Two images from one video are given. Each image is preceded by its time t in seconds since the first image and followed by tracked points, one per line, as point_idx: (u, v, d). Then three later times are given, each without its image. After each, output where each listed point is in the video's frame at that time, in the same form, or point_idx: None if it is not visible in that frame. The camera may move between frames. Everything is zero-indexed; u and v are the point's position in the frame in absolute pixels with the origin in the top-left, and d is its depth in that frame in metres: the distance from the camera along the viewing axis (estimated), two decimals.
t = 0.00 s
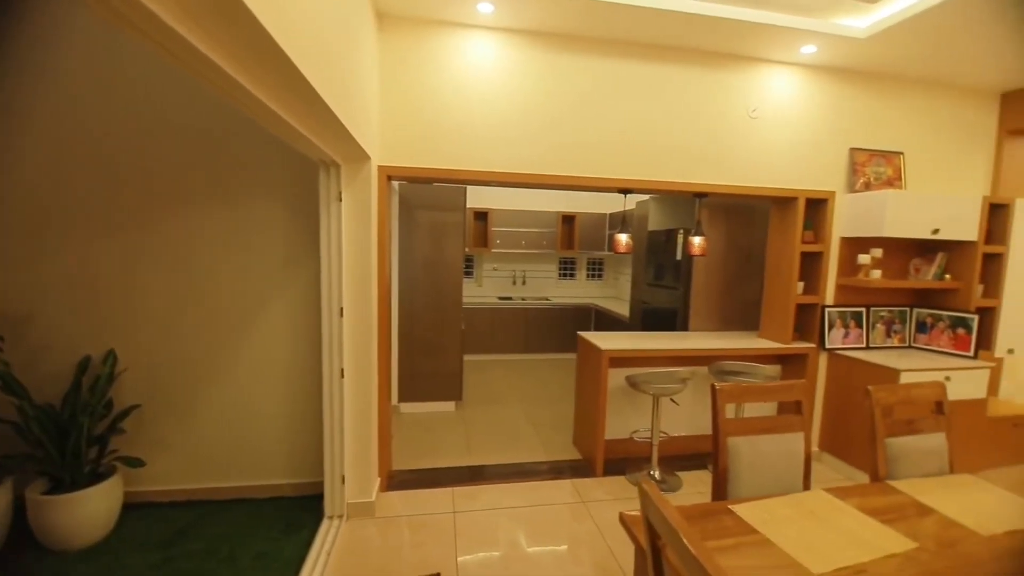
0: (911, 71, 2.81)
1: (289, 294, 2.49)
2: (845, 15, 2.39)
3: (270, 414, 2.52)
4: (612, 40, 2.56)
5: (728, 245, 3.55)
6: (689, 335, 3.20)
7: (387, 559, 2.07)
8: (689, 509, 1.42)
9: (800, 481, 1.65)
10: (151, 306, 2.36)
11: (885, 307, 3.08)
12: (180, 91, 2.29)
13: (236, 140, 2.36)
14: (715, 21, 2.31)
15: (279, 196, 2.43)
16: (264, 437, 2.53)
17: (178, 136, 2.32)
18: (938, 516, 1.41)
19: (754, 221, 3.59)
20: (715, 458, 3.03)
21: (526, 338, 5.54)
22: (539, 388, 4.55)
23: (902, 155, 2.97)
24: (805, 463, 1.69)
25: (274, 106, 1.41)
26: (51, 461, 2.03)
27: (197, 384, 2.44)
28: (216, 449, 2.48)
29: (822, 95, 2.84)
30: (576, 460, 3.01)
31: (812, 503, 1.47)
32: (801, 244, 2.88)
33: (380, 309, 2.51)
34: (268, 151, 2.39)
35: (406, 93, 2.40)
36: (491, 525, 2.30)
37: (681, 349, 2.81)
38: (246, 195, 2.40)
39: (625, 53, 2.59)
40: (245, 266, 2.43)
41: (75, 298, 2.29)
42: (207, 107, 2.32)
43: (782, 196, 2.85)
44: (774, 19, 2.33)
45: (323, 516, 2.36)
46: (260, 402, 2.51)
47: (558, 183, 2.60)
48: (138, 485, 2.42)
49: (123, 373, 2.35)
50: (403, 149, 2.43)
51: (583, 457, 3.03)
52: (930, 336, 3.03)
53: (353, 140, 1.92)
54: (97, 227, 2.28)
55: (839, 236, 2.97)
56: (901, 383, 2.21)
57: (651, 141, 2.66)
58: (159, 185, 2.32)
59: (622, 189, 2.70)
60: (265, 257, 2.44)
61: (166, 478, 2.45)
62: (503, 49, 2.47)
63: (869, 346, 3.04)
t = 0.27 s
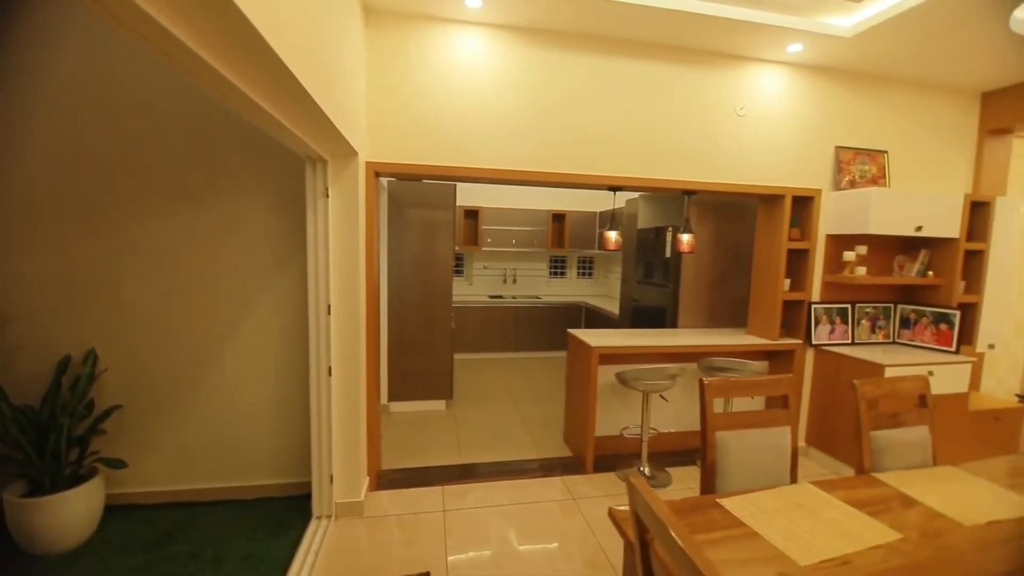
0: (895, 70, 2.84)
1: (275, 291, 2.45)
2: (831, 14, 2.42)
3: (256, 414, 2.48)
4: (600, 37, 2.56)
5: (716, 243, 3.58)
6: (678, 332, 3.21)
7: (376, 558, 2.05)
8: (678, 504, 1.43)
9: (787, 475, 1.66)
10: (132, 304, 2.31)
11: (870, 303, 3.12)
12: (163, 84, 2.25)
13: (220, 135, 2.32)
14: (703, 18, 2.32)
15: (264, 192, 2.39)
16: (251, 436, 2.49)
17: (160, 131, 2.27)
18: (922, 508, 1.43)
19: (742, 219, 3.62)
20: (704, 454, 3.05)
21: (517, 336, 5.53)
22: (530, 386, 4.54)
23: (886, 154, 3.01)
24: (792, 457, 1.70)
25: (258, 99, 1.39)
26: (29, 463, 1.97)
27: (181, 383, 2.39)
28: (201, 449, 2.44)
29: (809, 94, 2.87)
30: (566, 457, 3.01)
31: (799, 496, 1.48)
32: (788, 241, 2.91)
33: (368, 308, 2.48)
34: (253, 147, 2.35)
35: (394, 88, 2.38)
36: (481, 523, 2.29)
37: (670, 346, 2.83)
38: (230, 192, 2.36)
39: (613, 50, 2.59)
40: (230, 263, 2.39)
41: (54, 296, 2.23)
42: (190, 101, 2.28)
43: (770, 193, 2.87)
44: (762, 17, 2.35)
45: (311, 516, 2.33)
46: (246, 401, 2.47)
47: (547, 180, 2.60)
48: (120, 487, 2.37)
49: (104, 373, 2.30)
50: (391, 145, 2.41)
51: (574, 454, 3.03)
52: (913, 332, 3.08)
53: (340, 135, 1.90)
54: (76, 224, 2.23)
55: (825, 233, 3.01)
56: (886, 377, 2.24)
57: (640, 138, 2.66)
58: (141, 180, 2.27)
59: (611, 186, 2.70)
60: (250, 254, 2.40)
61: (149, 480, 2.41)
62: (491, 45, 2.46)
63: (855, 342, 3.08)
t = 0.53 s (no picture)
0: (882, 70, 2.88)
1: (262, 289, 2.42)
2: (818, 14, 2.44)
3: (244, 413, 2.45)
4: (591, 35, 2.56)
5: (706, 240, 3.60)
6: (668, 329, 3.22)
7: (367, 558, 2.04)
8: (668, 499, 1.43)
9: (775, 469, 1.68)
10: (116, 302, 2.27)
11: (857, 300, 3.16)
12: (147, 79, 2.21)
13: (206, 130, 2.28)
14: (694, 17, 2.34)
15: (251, 188, 2.36)
16: (238, 437, 2.45)
17: (144, 126, 2.23)
18: (908, 500, 1.45)
19: (731, 218, 3.65)
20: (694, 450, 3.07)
21: (508, 335, 5.52)
22: (521, 385, 4.54)
23: (872, 153, 3.05)
24: (781, 452, 1.71)
25: (246, 94, 1.37)
26: (9, 465, 1.92)
27: (166, 383, 2.35)
28: (187, 450, 2.40)
29: (797, 93, 2.90)
30: (558, 455, 3.02)
31: (788, 491, 1.49)
32: (776, 238, 2.93)
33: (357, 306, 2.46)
34: (240, 142, 2.32)
35: (383, 84, 2.36)
36: (473, 522, 2.28)
37: (661, 343, 2.83)
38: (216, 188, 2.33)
39: (604, 48, 2.60)
40: (216, 261, 2.36)
41: (34, 295, 2.18)
42: (175, 96, 2.24)
43: (758, 191, 2.89)
44: (750, 16, 2.36)
45: (300, 516, 2.31)
46: (233, 401, 2.44)
47: (538, 177, 2.60)
48: (104, 489, 2.33)
49: (86, 373, 2.25)
50: (380, 141, 2.39)
51: (565, 452, 3.03)
52: (899, 328, 3.12)
53: (328, 131, 1.88)
54: (57, 220, 2.18)
55: (813, 231, 3.04)
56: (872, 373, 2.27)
57: (630, 136, 2.67)
58: (124, 177, 2.23)
59: (602, 184, 2.70)
60: (237, 251, 2.37)
61: (133, 482, 2.36)
62: (481, 42, 2.45)
63: (842, 339, 3.11)
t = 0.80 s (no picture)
0: (872, 69, 2.90)
1: (251, 287, 2.39)
2: (810, 12, 2.45)
3: (233, 413, 2.42)
4: (583, 31, 2.55)
5: (698, 238, 3.61)
6: (661, 327, 3.22)
7: (358, 558, 2.02)
8: (660, 495, 1.42)
9: (767, 465, 1.68)
10: (101, 300, 2.23)
11: (847, 297, 3.18)
12: (132, 73, 2.17)
13: (193, 125, 2.25)
14: (687, 14, 2.33)
15: (240, 184, 2.32)
16: (227, 436, 2.42)
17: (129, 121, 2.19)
18: (899, 496, 1.45)
19: (723, 216, 3.66)
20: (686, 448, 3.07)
21: (502, 334, 5.51)
22: (515, 384, 4.53)
23: (862, 151, 3.07)
24: (772, 448, 1.71)
25: (234, 89, 1.35)
26: None
27: (153, 383, 2.31)
28: (174, 450, 2.37)
29: (788, 91, 2.91)
30: (551, 453, 3.01)
31: (780, 487, 1.49)
32: (768, 236, 2.94)
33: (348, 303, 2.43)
34: (228, 138, 2.29)
35: (374, 79, 2.34)
36: (466, 521, 2.27)
37: (653, 341, 2.83)
38: (204, 184, 2.29)
39: (596, 44, 2.59)
40: (204, 258, 2.32)
41: (16, 293, 2.14)
42: (162, 91, 2.20)
43: (750, 189, 2.90)
44: (742, 14, 2.37)
45: (290, 517, 2.28)
46: (222, 400, 2.40)
47: (530, 174, 2.58)
48: (89, 491, 2.28)
49: (70, 372, 2.21)
50: (371, 137, 2.36)
51: (558, 451, 3.02)
52: (888, 325, 3.14)
53: (318, 126, 1.85)
54: (41, 217, 2.14)
55: (804, 229, 3.05)
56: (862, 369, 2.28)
57: (623, 133, 2.67)
58: (109, 172, 2.19)
59: (595, 181, 2.70)
60: (225, 248, 2.34)
61: (120, 483, 2.32)
62: (473, 37, 2.43)
63: (832, 336, 3.13)
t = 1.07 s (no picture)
0: (864, 68, 2.91)
1: (239, 285, 2.35)
2: (803, 10, 2.43)
3: (220, 413, 2.38)
4: (576, 28, 2.54)
5: (691, 236, 3.61)
6: (654, 325, 3.21)
7: (348, 561, 1.98)
8: (653, 494, 1.41)
9: (760, 463, 1.67)
10: (85, 299, 2.18)
11: (838, 295, 3.19)
12: (117, 67, 2.12)
13: (179, 120, 2.20)
14: (680, 11, 2.32)
15: (227, 181, 2.28)
16: (215, 437, 2.38)
17: (113, 116, 2.14)
18: (891, 493, 1.45)
19: (716, 214, 3.66)
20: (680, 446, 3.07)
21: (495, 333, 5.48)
22: (508, 383, 4.51)
23: (854, 150, 3.08)
24: (765, 446, 1.71)
25: (221, 84, 1.31)
26: None
27: (138, 383, 2.27)
28: (161, 451, 2.32)
29: (780, 89, 2.91)
30: (544, 452, 2.99)
31: (773, 484, 1.49)
32: (760, 234, 2.95)
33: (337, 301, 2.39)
34: (215, 133, 2.25)
35: (364, 74, 2.31)
36: (458, 522, 2.24)
37: (646, 339, 2.82)
38: (190, 181, 2.25)
39: (589, 41, 2.57)
40: (191, 255, 2.28)
41: None
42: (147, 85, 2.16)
43: (743, 187, 2.91)
44: (734, 11, 2.36)
45: (279, 519, 2.24)
46: (209, 400, 2.36)
47: (522, 171, 2.56)
48: (73, 494, 2.24)
49: (52, 373, 2.16)
50: (361, 133, 2.33)
51: (551, 450, 3.01)
52: (879, 323, 3.16)
53: (306, 122, 1.82)
54: (21, 214, 2.08)
55: (796, 227, 3.06)
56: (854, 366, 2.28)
57: (616, 130, 2.65)
58: (93, 168, 2.14)
59: (588, 179, 2.68)
60: (213, 246, 2.30)
61: (105, 485, 2.28)
62: (465, 33, 2.41)
63: (824, 334, 3.14)
